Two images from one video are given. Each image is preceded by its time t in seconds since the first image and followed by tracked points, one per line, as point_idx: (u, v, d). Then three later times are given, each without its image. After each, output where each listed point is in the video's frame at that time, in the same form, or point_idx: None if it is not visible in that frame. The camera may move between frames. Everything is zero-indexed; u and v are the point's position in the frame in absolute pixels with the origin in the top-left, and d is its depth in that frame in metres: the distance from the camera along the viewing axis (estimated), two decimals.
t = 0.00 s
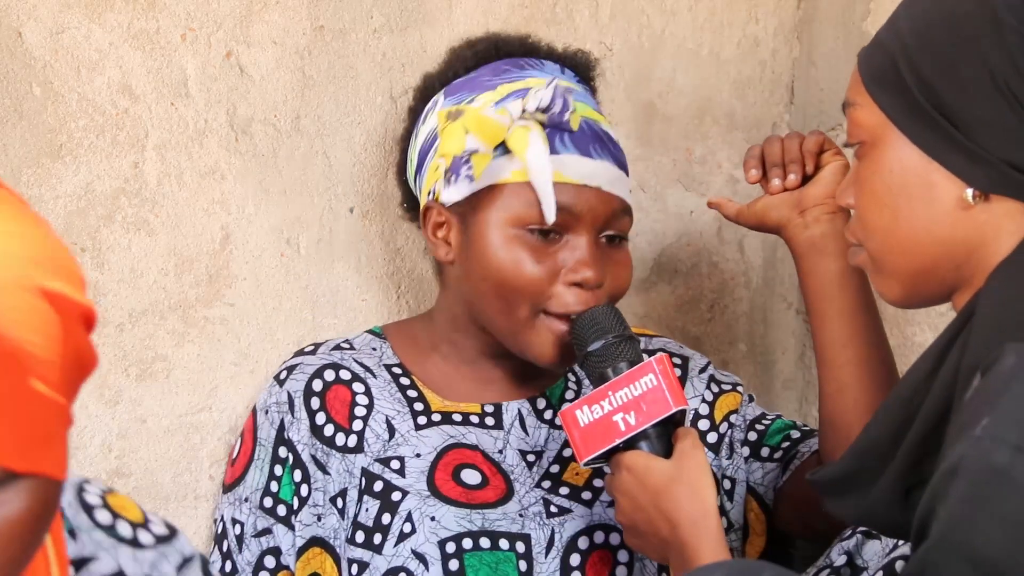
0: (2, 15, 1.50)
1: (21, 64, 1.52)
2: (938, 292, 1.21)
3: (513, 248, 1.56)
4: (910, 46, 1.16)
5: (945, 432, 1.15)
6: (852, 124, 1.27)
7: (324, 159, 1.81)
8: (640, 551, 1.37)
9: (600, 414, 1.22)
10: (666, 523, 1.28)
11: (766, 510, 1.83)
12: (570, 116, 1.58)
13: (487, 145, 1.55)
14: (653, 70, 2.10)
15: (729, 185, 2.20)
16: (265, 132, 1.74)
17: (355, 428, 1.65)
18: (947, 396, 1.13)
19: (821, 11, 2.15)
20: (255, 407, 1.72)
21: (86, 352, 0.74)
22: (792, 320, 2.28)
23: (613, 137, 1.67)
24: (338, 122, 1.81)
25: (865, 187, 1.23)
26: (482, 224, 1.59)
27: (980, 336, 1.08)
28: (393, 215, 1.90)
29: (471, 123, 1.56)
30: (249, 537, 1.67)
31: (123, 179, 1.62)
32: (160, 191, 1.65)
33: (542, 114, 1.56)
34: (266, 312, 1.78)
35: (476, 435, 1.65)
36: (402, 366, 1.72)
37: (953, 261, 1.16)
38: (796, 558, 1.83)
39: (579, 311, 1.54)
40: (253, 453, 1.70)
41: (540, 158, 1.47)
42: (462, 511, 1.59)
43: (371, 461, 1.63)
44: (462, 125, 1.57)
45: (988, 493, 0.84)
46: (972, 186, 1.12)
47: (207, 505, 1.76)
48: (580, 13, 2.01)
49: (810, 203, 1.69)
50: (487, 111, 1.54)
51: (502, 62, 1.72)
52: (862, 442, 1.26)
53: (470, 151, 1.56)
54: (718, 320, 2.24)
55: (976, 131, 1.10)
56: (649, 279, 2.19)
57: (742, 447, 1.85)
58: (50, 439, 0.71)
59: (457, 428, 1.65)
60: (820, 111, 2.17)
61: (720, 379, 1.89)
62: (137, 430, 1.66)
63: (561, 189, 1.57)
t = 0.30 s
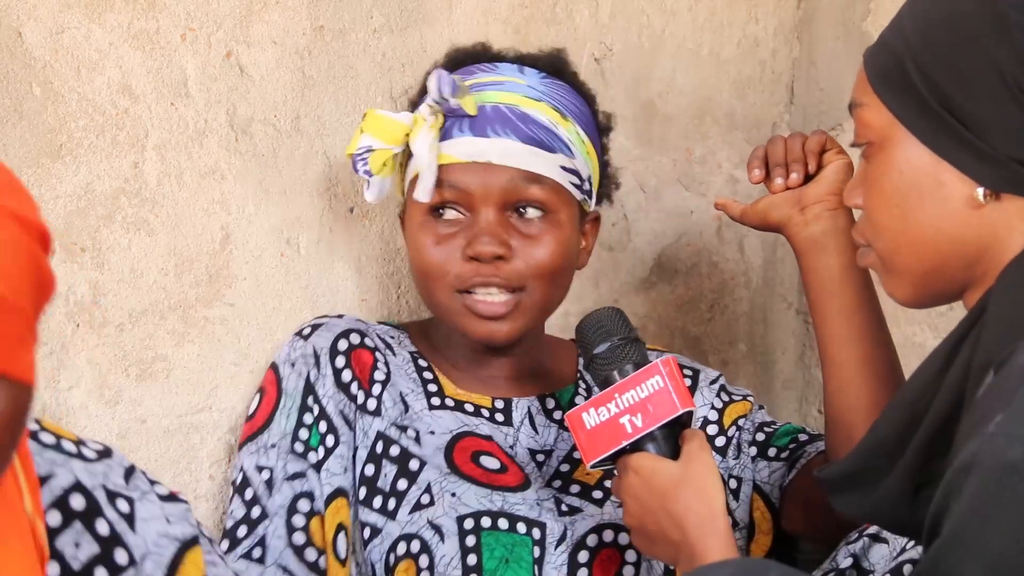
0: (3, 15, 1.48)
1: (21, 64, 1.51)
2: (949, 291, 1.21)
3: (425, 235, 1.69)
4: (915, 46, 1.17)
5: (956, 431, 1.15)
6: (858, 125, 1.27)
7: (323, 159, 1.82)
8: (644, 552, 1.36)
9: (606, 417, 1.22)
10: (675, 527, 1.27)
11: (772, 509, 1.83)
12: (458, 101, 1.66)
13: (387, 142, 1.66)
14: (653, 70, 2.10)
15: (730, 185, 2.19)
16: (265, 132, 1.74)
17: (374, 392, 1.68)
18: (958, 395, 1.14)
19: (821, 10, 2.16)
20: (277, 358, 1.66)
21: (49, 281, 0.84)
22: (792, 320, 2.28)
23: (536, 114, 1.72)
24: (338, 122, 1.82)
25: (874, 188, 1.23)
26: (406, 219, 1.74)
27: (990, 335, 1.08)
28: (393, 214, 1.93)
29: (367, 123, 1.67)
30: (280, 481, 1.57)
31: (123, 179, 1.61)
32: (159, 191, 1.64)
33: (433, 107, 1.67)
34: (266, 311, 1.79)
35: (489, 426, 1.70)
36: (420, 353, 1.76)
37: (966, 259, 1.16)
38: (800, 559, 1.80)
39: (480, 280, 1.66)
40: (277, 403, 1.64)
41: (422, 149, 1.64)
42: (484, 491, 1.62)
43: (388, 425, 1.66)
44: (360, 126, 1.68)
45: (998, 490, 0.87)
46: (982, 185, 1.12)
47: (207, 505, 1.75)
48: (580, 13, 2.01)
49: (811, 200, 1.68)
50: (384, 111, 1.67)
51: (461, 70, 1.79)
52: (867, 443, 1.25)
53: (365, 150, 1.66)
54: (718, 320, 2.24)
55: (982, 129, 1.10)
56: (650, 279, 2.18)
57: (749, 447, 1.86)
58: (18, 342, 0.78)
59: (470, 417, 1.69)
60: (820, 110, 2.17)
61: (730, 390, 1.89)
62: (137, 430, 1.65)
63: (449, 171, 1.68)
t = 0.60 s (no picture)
0: (2, 15, 1.46)
1: (21, 65, 1.48)
2: (952, 288, 1.21)
3: (454, 232, 1.67)
4: (924, 42, 1.17)
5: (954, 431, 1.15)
6: (864, 120, 1.27)
7: (323, 159, 1.83)
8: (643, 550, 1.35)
9: (603, 413, 1.22)
10: (671, 524, 1.26)
11: (771, 510, 1.82)
12: (475, 94, 1.66)
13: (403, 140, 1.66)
14: (653, 70, 2.10)
15: (729, 186, 2.19)
16: (265, 132, 1.75)
17: (378, 385, 1.68)
18: (958, 393, 1.13)
19: (822, 11, 2.15)
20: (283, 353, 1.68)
21: None
22: (791, 320, 2.28)
23: (543, 107, 1.74)
24: (337, 122, 1.84)
25: (879, 184, 1.23)
26: (428, 217, 1.71)
27: (992, 334, 1.08)
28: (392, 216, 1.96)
29: (379, 123, 1.66)
30: (291, 471, 1.62)
31: (123, 179, 1.60)
32: (160, 191, 1.64)
33: (451, 101, 1.66)
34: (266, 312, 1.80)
35: (491, 424, 1.70)
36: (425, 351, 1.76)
37: (969, 258, 1.16)
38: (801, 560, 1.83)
39: (522, 272, 1.64)
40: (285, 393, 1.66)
41: (450, 141, 1.62)
42: (488, 486, 1.60)
43: (393, 418, 1.66)
44: (372, 126, 1.67)
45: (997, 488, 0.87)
46: (988, 184, 1.12)
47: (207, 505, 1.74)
48: (580, 13, 2.01)
49: (809, 198, 1.68)
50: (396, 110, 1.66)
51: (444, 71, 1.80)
52: (867, 442, 1.26)
53: (383, 150, 1.66)
54: (718, 320, 2.24)
55: (990, 126, 1.10)
56: (650, 279, 2.17)
57: (747, 447, 1.86)
58: None
59: (473, 414, 1.70)
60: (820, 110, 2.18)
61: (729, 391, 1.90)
62: (137, 430, 1.64)
63: (480, 164, 1.66)
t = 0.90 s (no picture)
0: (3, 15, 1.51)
1: (22, 65, 1.53)
2: (950, 289, 1.21)
3: (480, 228, 1.65)
4: (923, 43, 1.17)
5: (952, 432, 1.15)
6: (863, 121, 1.27)
7: (323, 159, 1.80)
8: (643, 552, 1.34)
9: (603, 416, 1.22)
10: (671, 526, 1.25)
11: (770, 511, 1.83)
12: (503, 91, 1.68)
13: (428, 133, 1.65)
14: (653, 70, 2.10)
15: (729, 186, 2.20)
16: (266, 132, 1.74)
17: (372, 383, 1.66)
18: (956, 395, 1.13)
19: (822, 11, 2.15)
20: (278, 353, 1.71)
21: None
22: (792, 320, 2.28)
23: (558, 108, 1.77)
24: (338, 122, 1.81)
25: (877, 184, 1.22)
26: (448, 211, 1.69)
27: (989, 336, 1.08)
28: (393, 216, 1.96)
29: (406, 114, 1.66)
30: (288, 470, 1.62)
31: (123, 179, 1.62)
32: (159, 191, 1.65)
33: (478, 95, 1.67)
34: (266, 312, 1.78)
35: (485, 422, 1.69)
36: (419, 350, 1.76)
37: (966, 260, 1.17)
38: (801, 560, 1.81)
39: (550, 271, 1.62)
40: (280, 394, 1.69)
41: (480, 135, 1.59)
42: (479, 482, 1.59)
43: (385, 416, 1.64)
44: (399, 117, 1.67)
45: (994, 489, 0.87)
46: (986, 186, 1.12)
47: (207, 505, 1.73)
48: (580, 13, 2.01)
49: (810, 200, 1.67)
50: (421, 101, 1.66)
51: (443, 66, 1.82)
52: (865, 442, 1.26)
53: (410, 141, 1.66)
54: (718, 320, 2.24)
55: (988, 128, 1.10)
56: (650, 279, 2.17)
57: (745, 448, 1.87)
58: None
59: (467, 410, 1.69)
60: (820, 110, 2.17)
61: (727, 390, 1.89)
62: (136, 429, 1.66)
63: (510, 159, 1.67)
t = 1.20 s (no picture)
0: (3, 15, 1.51)
1: (21, 64, 1.53)
2: (951, 290, 1.21)
3: (492, 223, 1.66)
4: (922, 43, 1.17)
5: (954, 433, 1.15)
6: (864, 121, 1.27)
7: (324, 159, 1.80)
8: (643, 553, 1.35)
9: (603, 416, 1.22)
10: (671, 526, 1.26)
11: (769, 512, 1.83)
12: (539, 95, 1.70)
13: (459, 121, 1.67)
14: (653, 70, 2.10)
15: (730, 186, 2.20)
16: (266, 132, 1.74)
17: (357, 408, 1.67)
18: (956, 395, 1.13)
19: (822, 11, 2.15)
20: (261, 375, 1.73)
21: None
22: (791, 320, 2.28)
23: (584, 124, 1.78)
24: (338, 122, 1.81)
25: (877, 184, 1.23)
26: (461, 202, 1.69)
27: (990, 336, 1.08)
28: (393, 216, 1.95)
29: (442, 99, 1.68)
30: (263, 498, 1.64)
31: (123, 179, 1.61)
32: (159, 191, 1.65)
33: (513, 95, 1.69)
34: (267, 312, 1.78)
35: (473, 437, 1.68)
36: (407, 362, 1.75)
37: (967, 260, 1.17)
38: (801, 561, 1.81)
39: (554, 281, 1.62)
40: (262, 418, 1.70)
41: (511, 132, 1.62)
42: (462, 505, 1.60)
43: (371, 441, 1.64)
44: (434, 101, 1.69)
45: (996, 490, 0.87)
46: (986, 186, 1.12)
47: (207, 506, 1.73)
48: (580, 13, 2.01)
49: (806, 202, 1.67)
50: (460, 90, 1.68)
51: (474, 63, 1.83)
52: (866, 443, 1.26)
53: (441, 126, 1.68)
54: (718, 320, 2.24)
55: (988, 128, 1.10)
56: (650, 278, 2.17)
57: (743, 450, 1.86)
58: None
59: (455, 426, 1.67)
60: (820, 110, 2.18)
61: (721, 387, 1.88)
62: (137, 429, 1.66)
63: (534, 162, 1.67)
